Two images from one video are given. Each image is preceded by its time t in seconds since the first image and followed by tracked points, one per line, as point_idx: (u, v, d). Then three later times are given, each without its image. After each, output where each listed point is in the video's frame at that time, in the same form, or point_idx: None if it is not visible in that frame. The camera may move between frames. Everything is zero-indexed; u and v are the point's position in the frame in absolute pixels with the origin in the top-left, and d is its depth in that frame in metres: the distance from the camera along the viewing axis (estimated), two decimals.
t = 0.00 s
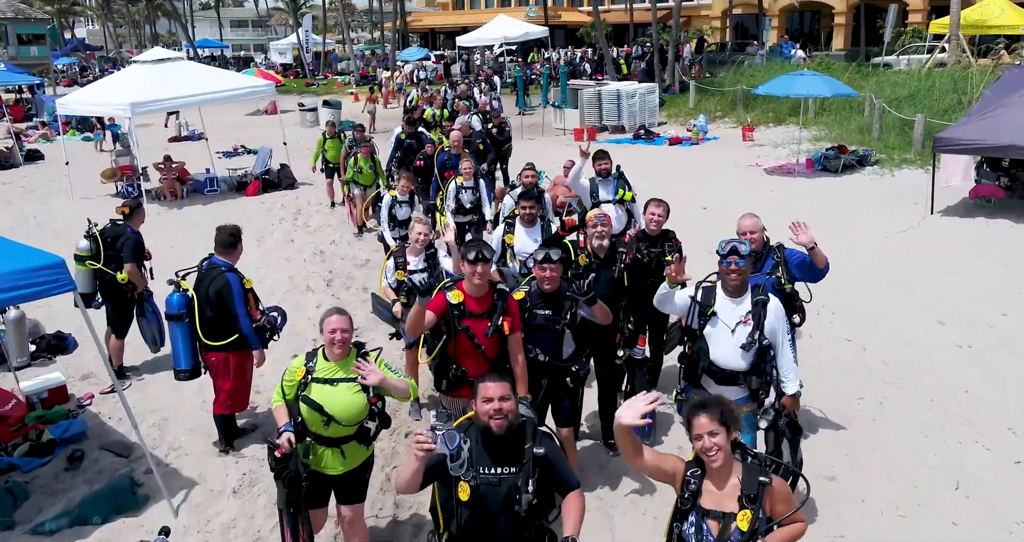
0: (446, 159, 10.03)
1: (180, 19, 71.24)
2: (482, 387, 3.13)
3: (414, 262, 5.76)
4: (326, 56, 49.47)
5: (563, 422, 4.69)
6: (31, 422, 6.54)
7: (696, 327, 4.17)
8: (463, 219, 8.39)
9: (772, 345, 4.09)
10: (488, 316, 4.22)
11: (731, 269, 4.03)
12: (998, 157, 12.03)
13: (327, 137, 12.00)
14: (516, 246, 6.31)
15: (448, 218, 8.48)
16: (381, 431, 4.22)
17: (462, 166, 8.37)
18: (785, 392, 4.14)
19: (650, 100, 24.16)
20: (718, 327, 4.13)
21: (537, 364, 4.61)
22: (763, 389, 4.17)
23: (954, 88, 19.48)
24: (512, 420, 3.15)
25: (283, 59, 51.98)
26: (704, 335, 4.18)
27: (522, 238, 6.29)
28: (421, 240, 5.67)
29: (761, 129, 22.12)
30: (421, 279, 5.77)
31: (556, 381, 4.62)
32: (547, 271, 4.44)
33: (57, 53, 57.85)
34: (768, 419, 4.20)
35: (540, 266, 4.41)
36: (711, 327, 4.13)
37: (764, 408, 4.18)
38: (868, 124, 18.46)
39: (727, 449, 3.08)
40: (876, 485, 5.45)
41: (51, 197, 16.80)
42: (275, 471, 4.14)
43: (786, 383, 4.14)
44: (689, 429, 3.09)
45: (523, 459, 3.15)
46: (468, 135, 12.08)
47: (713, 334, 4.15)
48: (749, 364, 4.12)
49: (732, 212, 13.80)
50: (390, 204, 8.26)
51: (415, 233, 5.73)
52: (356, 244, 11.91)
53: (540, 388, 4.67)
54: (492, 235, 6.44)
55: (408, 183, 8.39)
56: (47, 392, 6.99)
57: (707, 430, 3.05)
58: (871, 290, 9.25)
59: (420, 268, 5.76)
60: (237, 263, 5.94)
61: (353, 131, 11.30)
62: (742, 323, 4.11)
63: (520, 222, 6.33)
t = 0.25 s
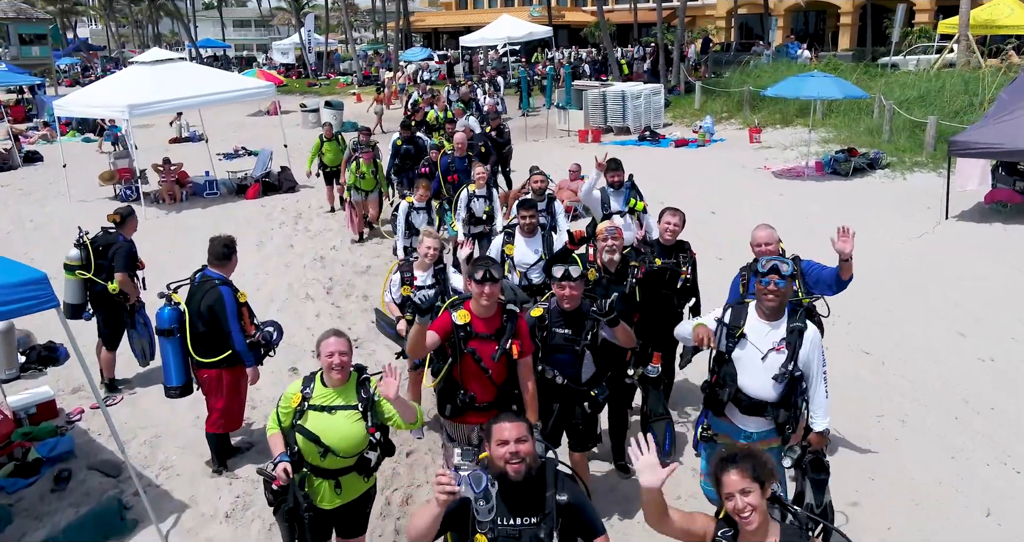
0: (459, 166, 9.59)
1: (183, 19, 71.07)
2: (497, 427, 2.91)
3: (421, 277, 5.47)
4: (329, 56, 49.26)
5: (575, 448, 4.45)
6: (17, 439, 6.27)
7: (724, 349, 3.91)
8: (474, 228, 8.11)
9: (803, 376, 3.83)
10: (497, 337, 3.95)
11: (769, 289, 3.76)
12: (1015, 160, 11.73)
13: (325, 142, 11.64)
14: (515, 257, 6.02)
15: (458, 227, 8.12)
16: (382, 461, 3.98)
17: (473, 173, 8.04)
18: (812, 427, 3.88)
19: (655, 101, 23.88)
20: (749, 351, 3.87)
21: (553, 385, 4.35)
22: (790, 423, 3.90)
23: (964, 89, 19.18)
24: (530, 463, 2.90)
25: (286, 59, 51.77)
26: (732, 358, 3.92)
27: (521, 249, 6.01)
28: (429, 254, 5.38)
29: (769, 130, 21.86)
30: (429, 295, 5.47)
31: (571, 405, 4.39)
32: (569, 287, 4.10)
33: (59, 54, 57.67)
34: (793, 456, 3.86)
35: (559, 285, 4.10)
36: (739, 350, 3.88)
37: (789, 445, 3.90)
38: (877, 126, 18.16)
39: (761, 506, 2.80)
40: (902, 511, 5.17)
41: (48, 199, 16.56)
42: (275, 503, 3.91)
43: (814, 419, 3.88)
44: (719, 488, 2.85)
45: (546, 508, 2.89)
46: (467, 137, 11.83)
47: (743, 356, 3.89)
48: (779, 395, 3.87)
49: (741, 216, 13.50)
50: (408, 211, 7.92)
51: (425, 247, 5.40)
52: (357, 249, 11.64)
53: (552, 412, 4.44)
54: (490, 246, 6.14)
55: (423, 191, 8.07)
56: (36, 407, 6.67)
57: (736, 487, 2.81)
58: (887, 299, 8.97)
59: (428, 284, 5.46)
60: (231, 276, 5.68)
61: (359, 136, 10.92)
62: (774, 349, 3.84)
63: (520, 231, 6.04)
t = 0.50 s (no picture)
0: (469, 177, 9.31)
1: (188, 19, 70.87)
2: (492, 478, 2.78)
3: (434, 291, 5.21)
4: (333, 56, 48.99)
5: (591, 474, 4.22)
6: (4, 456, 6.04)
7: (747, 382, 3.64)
8: (488, 232, 7.75)
9: (834, 406, 3.58)
10: (503, 364, 3.69)
11: (795, 313, 3.47)
12: None
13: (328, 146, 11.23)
14: (519, 267, 5.74)
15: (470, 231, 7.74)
16: (382, 489, 3.71)
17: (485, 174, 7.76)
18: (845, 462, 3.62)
19: (662, 102, 23.57)
20: (776, 382, 3.60)
21: (568, 409, 4.10)
22: (824, 458, 3.64)
23: (978, 89, 18.86)
24: (530, 518, 2.74)
25: (290, 59, 51.51)
26: (758, 390, 3.64)
27: (525, 259, 5.73)
28: (446, 267, 5.12)
29: (778, 131, 21.55)
30: (441, 310, 5.20)
31: (589, 432, 4.12)
32: (586, 308, 3.86)
33: (63, 54, 57.49)
34: (827, 495, 3.71)
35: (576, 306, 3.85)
36: (765, 381, 3.61)
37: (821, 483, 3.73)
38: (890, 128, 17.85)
39: None
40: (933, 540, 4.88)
41: (47, 202, 16.32)
42: None
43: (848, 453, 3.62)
44: None
45: None
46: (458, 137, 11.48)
47: (768, 388, 3.62)
48: (812, 428, 3.61)
49: (753, 219, 13.20)
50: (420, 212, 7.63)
51: (439, 260, 5.12)
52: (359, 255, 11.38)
53: (563, 442, 4.18)
54: (494, 254, 5.82)
55: (438, 193, 7.79)
56: (25, 422, 6.42)
57: None
58: (907, 308, 8.67)
59: (441, 298, 5.20)
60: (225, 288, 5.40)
61: (366, 140, 10.58)
62: (804, 379, 3.58)
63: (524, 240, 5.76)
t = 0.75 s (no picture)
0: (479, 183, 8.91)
1: (194, 19, 70.79)
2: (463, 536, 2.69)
3: (444, 305, 4.95)
4: (339, 55, 48.78)
5: (602, 506, 4.05)
6: None
7: (765, 430, 3.38)
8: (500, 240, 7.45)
9: (863, 442, 3.35)
10: (506, 398, 3.44)
11: (808, 345, 3.25)
12: None
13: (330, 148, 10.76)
14: (527, 279, 5.46)
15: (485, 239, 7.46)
16: (378, 526, 3.48)
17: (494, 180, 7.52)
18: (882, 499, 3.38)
19: (671, 102, 23.27)
20: (799, 426, 3.34)
21: (581, 441, 3.83)
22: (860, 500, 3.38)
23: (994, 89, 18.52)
24: None
25: (296, 59, 51.33)
26: (779, 437, 3.39)
27: (534, 270, 5.46)
28: (456, 280, 4.83)
29: (789, 132, 21.23)
30: (449, 325, 4.94)
31: (602, 465, 3.90)
32: (599, 332, 3.63)
33: (70, 53, 57.43)
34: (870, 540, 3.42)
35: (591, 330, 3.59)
36: (786, 426, 3.35)
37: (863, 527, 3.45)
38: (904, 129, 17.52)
39: None
40: None
41: (47, 204, 16.09)
42: None
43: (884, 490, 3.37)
44: None
45: None
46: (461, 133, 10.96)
47: (790, 433, 3.36)
48: (844, 470, 3.36)
49: (765, 222, 12.89)
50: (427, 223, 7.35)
51: (451, 275, 4.82)
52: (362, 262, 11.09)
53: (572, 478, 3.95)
54: (502, 264, 5.59)
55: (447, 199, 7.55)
56: (10, 438, 6.17)
57: None
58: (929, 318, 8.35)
59: (451, 313, 4.94)
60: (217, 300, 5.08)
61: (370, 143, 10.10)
62: (828, 418, 3.32)
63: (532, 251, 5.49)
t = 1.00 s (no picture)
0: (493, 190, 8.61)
1: (204, 18, 70.70)
2: None
3: (447, 323, 4.72)
4: (348, 55, 48.52)
5: None
6: None
7: (780, 487, 3.15)
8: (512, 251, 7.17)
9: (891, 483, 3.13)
10: (505, 443, 3.28)
11: (816, 388, 3.06)
12: None
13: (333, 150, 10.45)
14: (539, 291, 5.21)
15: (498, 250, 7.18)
16: None
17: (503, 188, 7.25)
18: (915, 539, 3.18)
19: (683, 103, 22.92)
20: (816, 478, 3.12)
21: (593, 485, 3.62)
22: None
23: (1014, 90, 18.13)
24: None
25: (305, 58, 51.11)
26: (795, 492, 3.16)
27: (546, 282, 5.19)
28: (458, 296, 4.62)
29: (804, 134, 20.87)
30: (453, 344, 4.72)
31: (618, 508, 3.68)
32: (605, 368, 3.40)
33: (79, 53, 57.33)
34: None
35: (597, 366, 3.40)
36: (802, 479, 3.13)
37: None
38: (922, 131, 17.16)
39: None
40: None
41: (50, 206, 15.86)
42: None
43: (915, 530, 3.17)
44: None
45: None
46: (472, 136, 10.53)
47: (808, 486, 3.14)
48: (871, 518, 3.14)
49: (781, 226, 12.55)
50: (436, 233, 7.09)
51: (454, 290, 4.64)
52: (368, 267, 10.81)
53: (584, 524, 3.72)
54: (512, 274, 5.30)
55: (456, 204, 7.25)
56: None
57: None
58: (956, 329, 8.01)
59: (456, 331, 4.72)
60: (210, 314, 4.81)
61: (374, 147, 9.63)
62: (847, 465, 3.11)
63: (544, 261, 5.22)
